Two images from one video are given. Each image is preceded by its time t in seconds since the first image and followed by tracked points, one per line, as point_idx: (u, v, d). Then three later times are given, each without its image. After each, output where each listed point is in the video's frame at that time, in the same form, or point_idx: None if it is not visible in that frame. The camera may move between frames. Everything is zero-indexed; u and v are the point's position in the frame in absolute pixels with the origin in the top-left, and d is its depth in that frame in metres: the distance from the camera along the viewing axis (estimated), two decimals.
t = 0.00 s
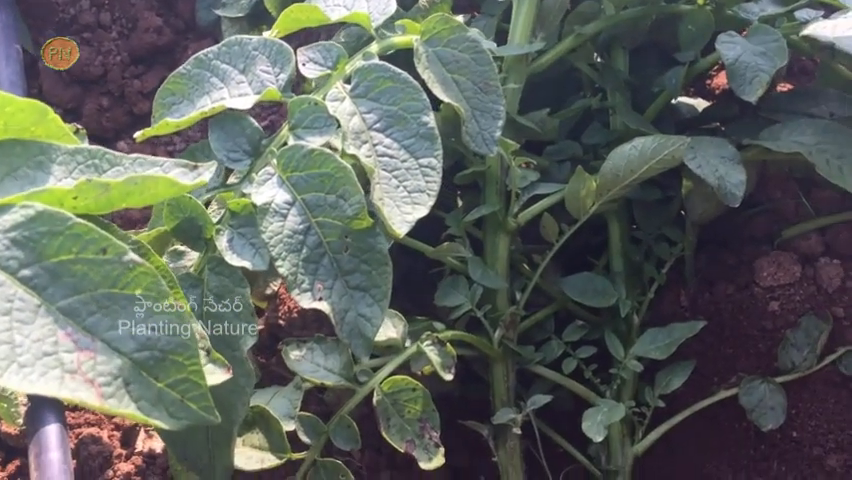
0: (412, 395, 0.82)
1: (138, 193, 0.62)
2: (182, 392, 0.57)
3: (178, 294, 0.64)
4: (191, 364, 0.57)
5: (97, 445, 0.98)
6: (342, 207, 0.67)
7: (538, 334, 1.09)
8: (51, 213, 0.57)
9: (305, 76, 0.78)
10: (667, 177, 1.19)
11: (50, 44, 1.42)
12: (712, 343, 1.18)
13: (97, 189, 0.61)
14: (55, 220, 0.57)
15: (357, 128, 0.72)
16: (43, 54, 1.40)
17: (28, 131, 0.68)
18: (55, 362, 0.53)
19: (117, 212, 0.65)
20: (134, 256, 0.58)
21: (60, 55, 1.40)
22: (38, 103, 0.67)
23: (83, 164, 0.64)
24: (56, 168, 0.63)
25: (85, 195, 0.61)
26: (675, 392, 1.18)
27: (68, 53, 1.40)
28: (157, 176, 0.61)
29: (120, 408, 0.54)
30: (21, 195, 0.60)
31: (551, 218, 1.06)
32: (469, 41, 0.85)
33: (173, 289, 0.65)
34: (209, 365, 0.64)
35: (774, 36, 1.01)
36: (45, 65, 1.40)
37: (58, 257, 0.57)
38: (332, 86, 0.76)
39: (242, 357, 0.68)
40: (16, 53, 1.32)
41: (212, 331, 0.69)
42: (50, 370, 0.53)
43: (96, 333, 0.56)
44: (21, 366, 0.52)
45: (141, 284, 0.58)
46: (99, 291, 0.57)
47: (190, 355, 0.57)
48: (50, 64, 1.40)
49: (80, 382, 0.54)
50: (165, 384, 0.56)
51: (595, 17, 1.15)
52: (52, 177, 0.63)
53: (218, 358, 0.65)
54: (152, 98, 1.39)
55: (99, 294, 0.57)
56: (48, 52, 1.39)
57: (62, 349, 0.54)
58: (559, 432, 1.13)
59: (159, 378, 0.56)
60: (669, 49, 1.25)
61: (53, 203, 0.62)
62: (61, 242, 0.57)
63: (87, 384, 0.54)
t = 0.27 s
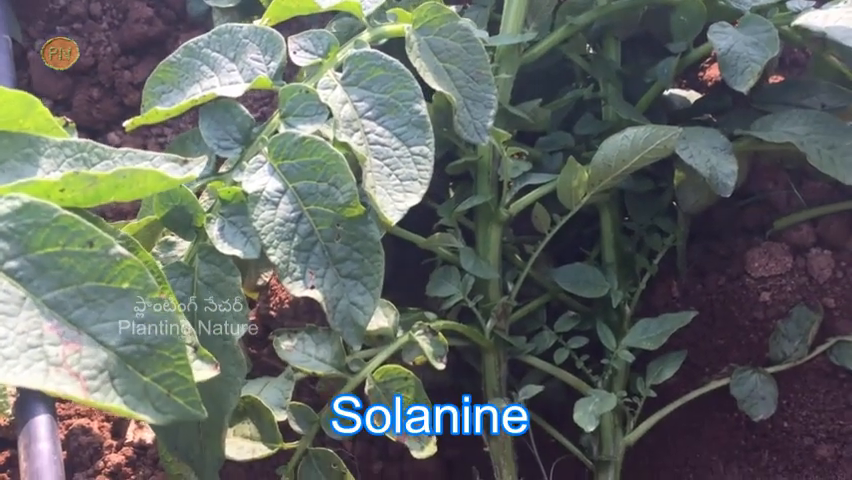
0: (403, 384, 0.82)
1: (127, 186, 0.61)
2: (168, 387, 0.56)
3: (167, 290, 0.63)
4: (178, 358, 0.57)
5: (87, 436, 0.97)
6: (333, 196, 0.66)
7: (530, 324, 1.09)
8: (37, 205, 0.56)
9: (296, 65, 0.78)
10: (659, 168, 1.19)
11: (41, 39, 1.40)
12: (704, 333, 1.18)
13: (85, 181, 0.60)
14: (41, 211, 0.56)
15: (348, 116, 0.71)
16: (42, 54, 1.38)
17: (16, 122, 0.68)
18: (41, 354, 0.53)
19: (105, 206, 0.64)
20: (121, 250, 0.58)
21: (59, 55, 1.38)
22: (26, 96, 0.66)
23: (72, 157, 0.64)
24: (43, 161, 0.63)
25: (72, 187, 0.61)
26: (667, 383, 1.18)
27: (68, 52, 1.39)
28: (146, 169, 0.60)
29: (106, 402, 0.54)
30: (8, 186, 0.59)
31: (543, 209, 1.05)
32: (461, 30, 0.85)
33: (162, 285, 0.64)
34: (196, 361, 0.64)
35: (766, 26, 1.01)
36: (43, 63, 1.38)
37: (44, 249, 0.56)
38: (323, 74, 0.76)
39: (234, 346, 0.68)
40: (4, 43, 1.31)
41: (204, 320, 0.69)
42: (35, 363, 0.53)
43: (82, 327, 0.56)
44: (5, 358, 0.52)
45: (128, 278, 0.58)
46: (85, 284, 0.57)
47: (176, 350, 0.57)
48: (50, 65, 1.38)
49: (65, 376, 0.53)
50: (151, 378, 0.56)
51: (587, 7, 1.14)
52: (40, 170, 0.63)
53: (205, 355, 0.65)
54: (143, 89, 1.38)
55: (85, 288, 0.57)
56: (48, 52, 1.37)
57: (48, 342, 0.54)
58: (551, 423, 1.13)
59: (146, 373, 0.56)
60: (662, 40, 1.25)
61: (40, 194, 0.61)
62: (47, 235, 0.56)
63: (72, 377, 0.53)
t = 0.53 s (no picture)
0: (395, 366, 0.81)
1: (114, 157, 0.61)
2: (158, 357, 0.57)
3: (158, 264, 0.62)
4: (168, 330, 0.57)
5: (77, 421, 0.97)
6: (323, 175, 0.66)
7: (524, 308, 1.09)
8: (23, 174, 0.56)
9: (287, 44, 0.77)
10: (652, 152, 1.19)
11: (33, 28, 1.39)
12: (698, 317, 1.17)
13: (71, 151, 0.59)
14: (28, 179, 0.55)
15: (339, 96, 0.71)
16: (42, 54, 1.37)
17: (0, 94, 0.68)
18: (28, 326, 0.53)
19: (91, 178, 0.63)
20: (109, 220, 0.57)
21: (60, 55, 1.37)
22: (10, 65, 0.67)
23: (58, 129, 0.63)
24: (29, 132, 0.63)
25: (58, 158, 0.60)
26: (659, 367, 1.18)
27: (69, 52, 1.37)
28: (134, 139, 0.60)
29: (96, 373, 0.54)
30: None
31: (536, 192, 1.05)
32: (453, 10, 0.84)
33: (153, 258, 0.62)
34: (188, 336, 0.64)
35: (759, 9, 1.01)
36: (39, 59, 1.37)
37: (31, 219, 0.56)
38: (314, 53, 0.75)
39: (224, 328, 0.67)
40: None
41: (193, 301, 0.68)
42: (23, 334, 0.52)
43: (70, 297, 0.55)
44: None
45: (117, 249, 0.57)
46: (73, 255, 0.56)
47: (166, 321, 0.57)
48: (50, 64, 1.37)
49: (53, 346, 0.53)
50: (141, 349, 0.56)
51: None
52: (25, 141, 0.62)
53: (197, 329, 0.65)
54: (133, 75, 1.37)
55: (73, 258, 0.56)
56: (48, 52, 1.36)
57: (35, 313, 0.53)
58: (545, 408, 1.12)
59: (135, 344, 0.56)
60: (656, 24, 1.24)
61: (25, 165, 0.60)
62: (33, 205, 0.56)
63: (61, 348, 0.53)
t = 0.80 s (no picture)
0: (384, 351, 0.81)
1: (98, 137, 0.60)
2: (143, 339, 0.56)
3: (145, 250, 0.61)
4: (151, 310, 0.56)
5: (65, 407, 0.97)
6: (312, 157, 0.65)
7: (513, 294, 1.08)
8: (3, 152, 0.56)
9: (274, 26, 0.76)
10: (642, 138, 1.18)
11: (20, 13, 1.37)
12: (688, 303, 1.17)
13: (54, 131, 0.59)
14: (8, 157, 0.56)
15: (327, 78, 0.70)
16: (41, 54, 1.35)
17: None
18: (9, 305, 0.53)
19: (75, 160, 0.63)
20: (91, 199, 0.57)
21: (59, 55, 1.35)
22: None
23: (40, 110, 0.63)
24: (12, 114, 0.62)
25: (41, 138, 0.60)
26: (649, 352, 1.18)
27: (68, 52, 1.35)
28: (117, 120, 0.59)
29: (77, 354, 0.53)
30: None
31: (526, 177, 1.05)
32: None
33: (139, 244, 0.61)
34: (176, 322, 0.62)
35: None
36: (25, 43, 1.35)
37: (11, 199, 0.56)
38: (302, 35, 0.74)
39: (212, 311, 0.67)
40: None
41: (182, 285, 0.68)
42: (4, 314, 0.52)
43: (52, 277, 0.55)
44: None
45: (99, 229, 0.56)
46: (55, 234, 0.56)
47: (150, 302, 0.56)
48: (50, 64, 1.34)
49: (34, 326, 0.52)
50: (125, 331, 0.55)
51: None
52: (7, 122, 0.62)
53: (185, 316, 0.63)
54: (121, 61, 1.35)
55: (55, 238, 0.56)
56: (48, 52, 1.34)
57: (16, 293, 0.53)
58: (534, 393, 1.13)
59: (119, 325, 0.55)
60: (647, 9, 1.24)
61: (7, 143, 0.60)
62: (13, 185, 0.56)
63: (41, 328, 0.52)
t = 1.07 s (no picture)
0: (369, 333, 0.81)
1: (76, 116, 0.61)
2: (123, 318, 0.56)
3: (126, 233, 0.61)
4: (132, 290, 0.56)
5: (48, 393, 0.96)
6: (294, 138, 0.65)
7: (499, 279, 1.08)
8: None
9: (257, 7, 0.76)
10: (628, 123, 1.19)
11: None
12: (672, 288, 1.17)
13: (32, 109, 0.59)
14: None
15: (310, 59, 0.70)
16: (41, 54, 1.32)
17: None
18: None
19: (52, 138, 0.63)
20: (70, 178, 0.57)
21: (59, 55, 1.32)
22: None
23: (17, 88, 0.63)
24: None
25: (18, 116, 0.60)
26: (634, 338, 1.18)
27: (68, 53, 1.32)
28: (95, 99, 0.60)
29: (57, 332, 0.53)
30: None
31: (512, 162, 1.05)
32: None
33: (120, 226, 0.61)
34: (154, 301, 0.62)
35: None
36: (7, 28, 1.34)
37: None
38: (285, 15, 0.74)
39: (194, 292, 0.68)
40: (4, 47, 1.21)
41: (164, 268, 0.68)
42: None
43: (32, 256, 0.55)
44: None
45: (78, 208, 0.56)
46: (34, 213, 0.56)
47: (131, 281, 0.56)
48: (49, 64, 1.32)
49: (13, 303, 0.52)
50: (105, 309, 0.55)
51: None
52: None
53: (162, 295, 0.62)
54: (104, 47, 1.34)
55: (34, 217, 0.56)
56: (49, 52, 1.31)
57: None
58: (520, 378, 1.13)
59: (99, 304, 0.55)
60: None
61: None
62: None
63: (21, 305, 0.52)
